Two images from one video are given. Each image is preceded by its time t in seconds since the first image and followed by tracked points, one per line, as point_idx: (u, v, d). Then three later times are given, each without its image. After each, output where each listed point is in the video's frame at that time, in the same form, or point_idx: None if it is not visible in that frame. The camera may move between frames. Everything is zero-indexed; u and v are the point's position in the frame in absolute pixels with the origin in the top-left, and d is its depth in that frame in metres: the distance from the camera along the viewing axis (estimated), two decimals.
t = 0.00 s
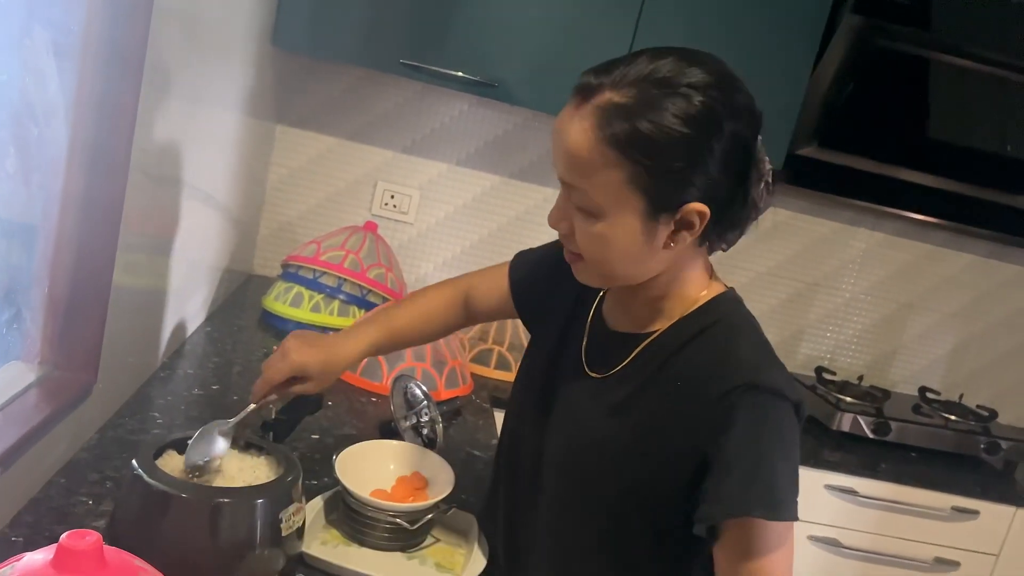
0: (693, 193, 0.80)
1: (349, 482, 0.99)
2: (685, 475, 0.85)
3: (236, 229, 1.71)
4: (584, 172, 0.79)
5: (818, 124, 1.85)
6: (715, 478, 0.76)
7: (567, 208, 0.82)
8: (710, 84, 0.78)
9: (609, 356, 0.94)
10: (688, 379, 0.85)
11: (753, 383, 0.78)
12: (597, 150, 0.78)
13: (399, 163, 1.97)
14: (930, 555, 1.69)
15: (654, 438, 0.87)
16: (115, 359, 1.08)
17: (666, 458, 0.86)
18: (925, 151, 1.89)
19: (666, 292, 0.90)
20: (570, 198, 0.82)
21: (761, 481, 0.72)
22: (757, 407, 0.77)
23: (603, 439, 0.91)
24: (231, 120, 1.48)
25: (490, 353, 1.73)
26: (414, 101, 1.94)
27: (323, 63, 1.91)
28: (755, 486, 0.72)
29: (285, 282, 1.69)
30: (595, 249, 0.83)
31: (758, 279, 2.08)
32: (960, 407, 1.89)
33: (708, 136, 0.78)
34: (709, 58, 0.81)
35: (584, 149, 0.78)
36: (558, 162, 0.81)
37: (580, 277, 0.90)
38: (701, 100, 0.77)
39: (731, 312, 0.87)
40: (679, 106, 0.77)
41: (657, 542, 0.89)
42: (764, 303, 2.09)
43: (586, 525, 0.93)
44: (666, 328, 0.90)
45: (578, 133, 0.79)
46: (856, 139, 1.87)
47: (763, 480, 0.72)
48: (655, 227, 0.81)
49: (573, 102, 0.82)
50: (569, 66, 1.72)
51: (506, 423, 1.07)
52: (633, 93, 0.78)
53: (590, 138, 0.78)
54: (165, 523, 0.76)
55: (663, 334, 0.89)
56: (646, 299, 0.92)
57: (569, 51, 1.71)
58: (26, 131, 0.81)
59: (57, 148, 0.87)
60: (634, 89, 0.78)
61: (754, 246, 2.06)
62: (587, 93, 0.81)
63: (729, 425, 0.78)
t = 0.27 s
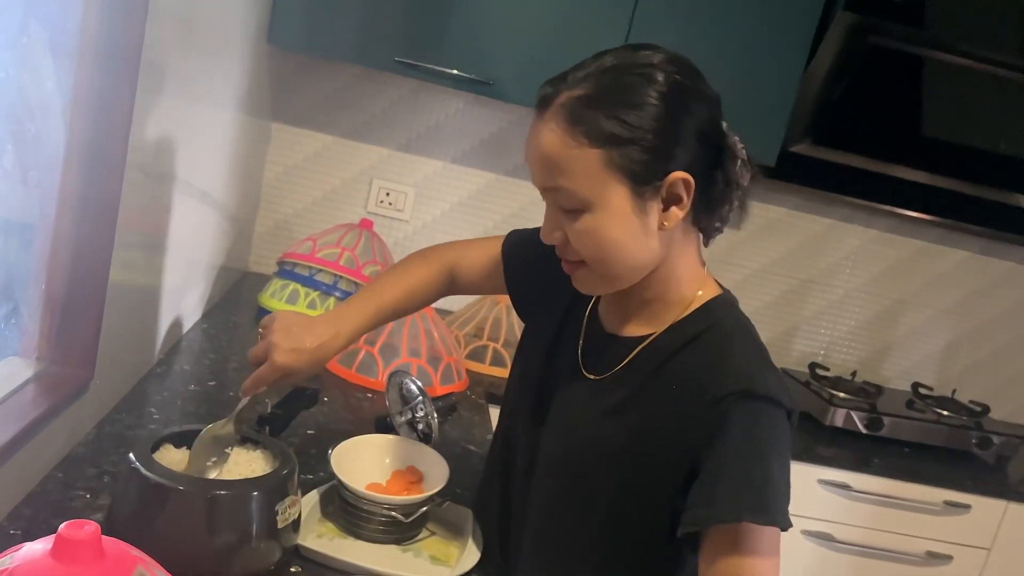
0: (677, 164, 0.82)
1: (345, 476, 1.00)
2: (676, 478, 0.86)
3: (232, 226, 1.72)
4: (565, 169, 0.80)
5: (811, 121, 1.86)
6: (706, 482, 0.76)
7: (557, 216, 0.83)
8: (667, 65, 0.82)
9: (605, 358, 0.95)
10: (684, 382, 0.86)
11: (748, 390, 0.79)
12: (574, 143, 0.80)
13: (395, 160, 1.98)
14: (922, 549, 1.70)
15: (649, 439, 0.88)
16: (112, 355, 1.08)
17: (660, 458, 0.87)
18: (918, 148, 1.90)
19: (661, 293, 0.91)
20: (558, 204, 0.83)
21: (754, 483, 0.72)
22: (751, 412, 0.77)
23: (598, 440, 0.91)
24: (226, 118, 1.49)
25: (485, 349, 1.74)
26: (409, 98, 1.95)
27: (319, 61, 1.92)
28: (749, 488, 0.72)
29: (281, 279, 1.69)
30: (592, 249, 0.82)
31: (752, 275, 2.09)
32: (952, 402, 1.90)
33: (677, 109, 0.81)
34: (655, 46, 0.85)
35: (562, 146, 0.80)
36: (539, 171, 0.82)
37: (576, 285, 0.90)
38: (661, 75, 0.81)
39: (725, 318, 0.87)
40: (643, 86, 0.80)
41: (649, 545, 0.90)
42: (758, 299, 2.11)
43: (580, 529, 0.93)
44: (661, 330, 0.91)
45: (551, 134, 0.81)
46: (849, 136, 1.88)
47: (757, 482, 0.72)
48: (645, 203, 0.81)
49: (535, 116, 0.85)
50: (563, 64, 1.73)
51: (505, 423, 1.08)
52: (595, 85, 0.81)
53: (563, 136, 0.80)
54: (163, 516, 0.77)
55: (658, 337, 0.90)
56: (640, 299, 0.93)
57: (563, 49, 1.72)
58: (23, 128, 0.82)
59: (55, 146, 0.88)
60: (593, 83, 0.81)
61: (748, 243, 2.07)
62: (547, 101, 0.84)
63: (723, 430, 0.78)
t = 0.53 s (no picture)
0: (660, 161, 0.83)
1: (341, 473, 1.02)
2: (654, 468, 0.87)
3: (230, 226, 1.73)
4: (543, 165, 0.82)
5: (806, 123, 1.87)
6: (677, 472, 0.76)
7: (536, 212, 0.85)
8: (650, 65, 0.83)
9: (589, 354, 0.96)
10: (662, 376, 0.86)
11: (725, 380, 0.79)
12: (552, 140, 0.82)
13: (393, 161, 1.99)
14: (914, 548, 1.71)
15: (630, 433, 0.88)
16: (110, 353, 1.09)
17: (638, 450, 0.88)
18: (913, 149, 1.91)
19: (642, 288, 0.93)
20: (537, 200, 0.84)
21: (725, 469, 0.72)
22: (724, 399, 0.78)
23: (579, 434, 0.92)
24: (225, 119, 1.50)
25: (482, 348, 1.75)
26: (407, 100, 1.96)
27: (318, 62, 1.93)
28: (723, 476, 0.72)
29: (278, 279, 1.69)
30: (570, 245, 0.83)
31: (747, 276, 2.10)
32: (946, 402, 1.92)
33: (657, 110, 0.82)
34: (639, 46, 0.86)
35: (541, 144, 0.82)
36: (519, 168, 0.85)
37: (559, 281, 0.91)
38: (641, 76, 0.82)
39: (706, 311, 0.88)
40: (622, 85, 0.81)
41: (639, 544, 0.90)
42: (753, 299, 2.12)
43: (569, 526, 0.93)
44: (643, 325, 0.92)
45: (530, 132, 0.83)
46: (844, 138, 1.90)
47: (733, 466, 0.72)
48: (621, 201, 0.82)
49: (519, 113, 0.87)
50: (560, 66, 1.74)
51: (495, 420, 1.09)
52: (575, 84, 0.83)
53: (542, 134, 0.82)
54: (160, 511, 0.78)
55: (640, 333, 0.91)
56: (623, 294, 0.95)
57: (560, 50, 1.73)
58: (23, 128, 0.83)
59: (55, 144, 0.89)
60: (574, 81, 0.83)
61: (744, 244, 2.08)
62: (530, 99, 0.86)
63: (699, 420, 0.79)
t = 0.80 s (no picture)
0: (643, 172, 0.85)
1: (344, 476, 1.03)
2: (644, 467, 0.86)
3: (235, 230, 1.75)
4: (523, 167, 0.84)
5: (806, 131, 1.89)
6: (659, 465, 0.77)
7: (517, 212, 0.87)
8: (632, 74, 0.84)
9: (574, 355, 0.96)
10: (642, 374, 0.87)
11: (702, 373, 0.80)
12: (532, 143, 0.83)
13: (395, 166, 2.00)
14: (913, 554, 1.72)
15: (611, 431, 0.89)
16: (116, 356, 1.11)
17: (624, 449, 0.87)
18: (912, 157, 1.93)
19: (624, 289, 0.94)
20: (518, 201, 0.86)
21: (703, 459, 0.74)
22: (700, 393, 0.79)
23: (564, 433, 0.92)
24: (230, 126, 1.52)
25: (483, 353, 1.77)
26: (410, 106, 1.97)
27: (322, 69, 1.95)
28: (704, 467, 0.73)
29: (282, 283, 1.72)
30: (548, 246, 0.85)
31: (747, 282, 2.11)
32: (945, 408, 1.93)
33: (636, 119, 0.83)
34: (625, 53, 0.87)
35: (521, 147, 0.84)
36: (502, 169, 0.86)
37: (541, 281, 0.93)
38: (622, 84, 0.83)
39: (687, 307, 0.89)
40: (602, 93, 0.83)
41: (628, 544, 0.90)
42: (754, 305, 2.13)
43: (562, 526, 0.93)
44: (624, 326, 0.93)
45: (512, 134, 0.85)
46: (843, 146, 1.91)
47: (710, 461, 0.74)
48: (598, 205, 0.84)
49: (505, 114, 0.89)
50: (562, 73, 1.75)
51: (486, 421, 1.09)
52: (558, 89, 0.84)
53: (523, 137, 0.84)
54: (165, 512, 0.80)
55: (621, 333, 0.92)
56: (606, 296, 0.96)
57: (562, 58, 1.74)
58: (34, 136, 0.84)
59: (64, 151, 0.91)
60: (557, 86, 0.84)
61: (744, 250, 2.09)
62: (516, 101, 0.88)
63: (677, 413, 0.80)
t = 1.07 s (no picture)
0: (632, 181, 0.86)
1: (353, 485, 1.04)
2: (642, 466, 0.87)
3: (246, 241, 1.76)
4: (513, 170, 0.84)
5: (813, 143, 1.89)
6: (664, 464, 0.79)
7: (506, 215, 0.87)
8: (623, 83, 0.85)
9: (563, 358, 0.97)
10: (637, 374, 0.88)
11: (698, 371, 0.81)
12: (523, 147, 0.84)
13: (405, 178, 2.02)
14: (922, 566, 1.72)
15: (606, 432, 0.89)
16: (129, 366, 1.12)
17: (620, 450, 0.88)
18: (920, 169, 1.93)
19: (611, 294, 0.95)
20: (507, 203, 0.87)
21: (708, 456, 0.75)
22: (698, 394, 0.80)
23: (559, 433, 0.93)
24: (242, 138, 1.54)
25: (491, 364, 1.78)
26: (419, 118, 1.99)
27: (333, 81, 1.97)
28: (711, 466, 0.75)
29: (293, 293, 1.72)
30: (536, 249, 0.86)
31: (755, 293, 2.12)
32: (954, 420, 1.92)
33: (626, 127, 0.84)
34: (617, 63, 0.88)
35: (513, 150, 0.84)
36: (492, 170, 0.87)
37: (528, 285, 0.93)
38: (613, 93, 0.84)
39: (674, 310, 0.90)
40: (593, 101, 0.83)
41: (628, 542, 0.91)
42: (762, 317, 2.13)
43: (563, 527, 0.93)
44: (613, 329, 0.94)
45: (503, 136, 0.85)
46: (850, 157, 1.92)
47: (715, 464, 0.75)
48: (586, 211, 0.84)
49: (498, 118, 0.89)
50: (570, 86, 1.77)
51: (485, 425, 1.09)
52: (550, 95, 0.85)
53: (515, 139, 0.84)
54: (178, 520, 0.81)
55: (610, 336, 0.93)
56: (594, 300, 0.96)
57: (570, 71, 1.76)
58: (52, 149, 0.86)
59: (80, 163, 0.92)
60: (550, 92, 0.85)
61: (752, 261, 2.10)
62: (509, 106, 0.88)
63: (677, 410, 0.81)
